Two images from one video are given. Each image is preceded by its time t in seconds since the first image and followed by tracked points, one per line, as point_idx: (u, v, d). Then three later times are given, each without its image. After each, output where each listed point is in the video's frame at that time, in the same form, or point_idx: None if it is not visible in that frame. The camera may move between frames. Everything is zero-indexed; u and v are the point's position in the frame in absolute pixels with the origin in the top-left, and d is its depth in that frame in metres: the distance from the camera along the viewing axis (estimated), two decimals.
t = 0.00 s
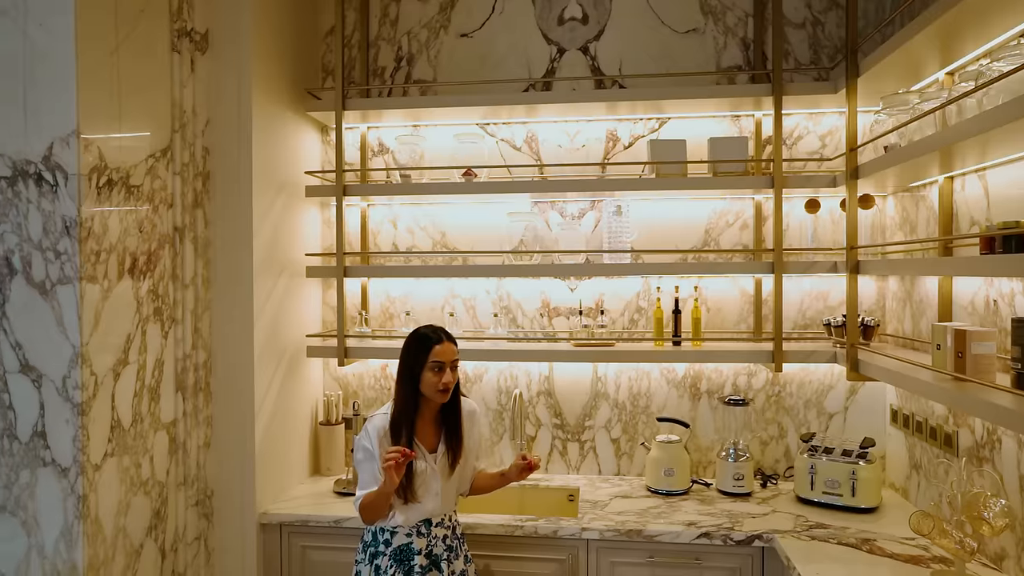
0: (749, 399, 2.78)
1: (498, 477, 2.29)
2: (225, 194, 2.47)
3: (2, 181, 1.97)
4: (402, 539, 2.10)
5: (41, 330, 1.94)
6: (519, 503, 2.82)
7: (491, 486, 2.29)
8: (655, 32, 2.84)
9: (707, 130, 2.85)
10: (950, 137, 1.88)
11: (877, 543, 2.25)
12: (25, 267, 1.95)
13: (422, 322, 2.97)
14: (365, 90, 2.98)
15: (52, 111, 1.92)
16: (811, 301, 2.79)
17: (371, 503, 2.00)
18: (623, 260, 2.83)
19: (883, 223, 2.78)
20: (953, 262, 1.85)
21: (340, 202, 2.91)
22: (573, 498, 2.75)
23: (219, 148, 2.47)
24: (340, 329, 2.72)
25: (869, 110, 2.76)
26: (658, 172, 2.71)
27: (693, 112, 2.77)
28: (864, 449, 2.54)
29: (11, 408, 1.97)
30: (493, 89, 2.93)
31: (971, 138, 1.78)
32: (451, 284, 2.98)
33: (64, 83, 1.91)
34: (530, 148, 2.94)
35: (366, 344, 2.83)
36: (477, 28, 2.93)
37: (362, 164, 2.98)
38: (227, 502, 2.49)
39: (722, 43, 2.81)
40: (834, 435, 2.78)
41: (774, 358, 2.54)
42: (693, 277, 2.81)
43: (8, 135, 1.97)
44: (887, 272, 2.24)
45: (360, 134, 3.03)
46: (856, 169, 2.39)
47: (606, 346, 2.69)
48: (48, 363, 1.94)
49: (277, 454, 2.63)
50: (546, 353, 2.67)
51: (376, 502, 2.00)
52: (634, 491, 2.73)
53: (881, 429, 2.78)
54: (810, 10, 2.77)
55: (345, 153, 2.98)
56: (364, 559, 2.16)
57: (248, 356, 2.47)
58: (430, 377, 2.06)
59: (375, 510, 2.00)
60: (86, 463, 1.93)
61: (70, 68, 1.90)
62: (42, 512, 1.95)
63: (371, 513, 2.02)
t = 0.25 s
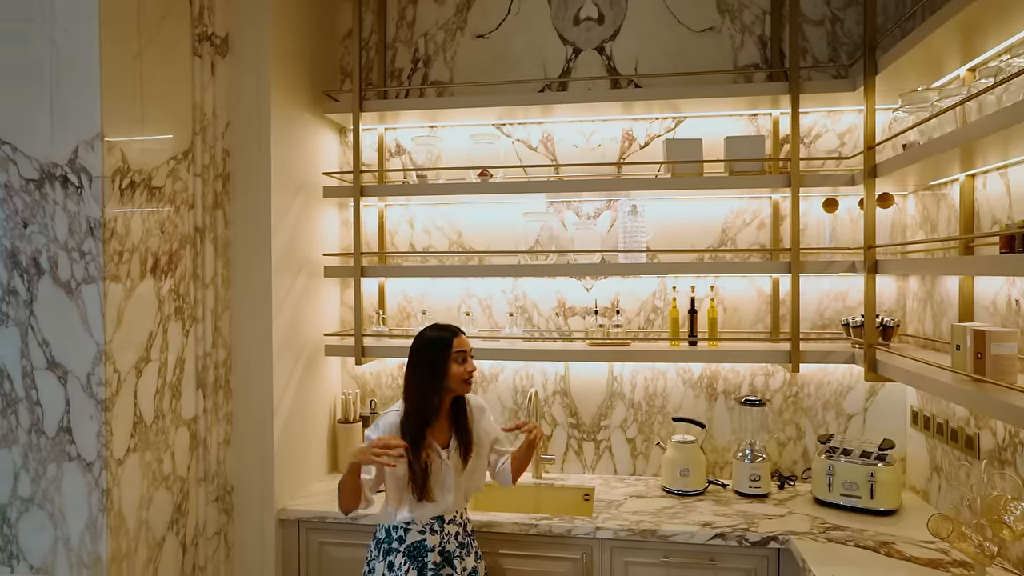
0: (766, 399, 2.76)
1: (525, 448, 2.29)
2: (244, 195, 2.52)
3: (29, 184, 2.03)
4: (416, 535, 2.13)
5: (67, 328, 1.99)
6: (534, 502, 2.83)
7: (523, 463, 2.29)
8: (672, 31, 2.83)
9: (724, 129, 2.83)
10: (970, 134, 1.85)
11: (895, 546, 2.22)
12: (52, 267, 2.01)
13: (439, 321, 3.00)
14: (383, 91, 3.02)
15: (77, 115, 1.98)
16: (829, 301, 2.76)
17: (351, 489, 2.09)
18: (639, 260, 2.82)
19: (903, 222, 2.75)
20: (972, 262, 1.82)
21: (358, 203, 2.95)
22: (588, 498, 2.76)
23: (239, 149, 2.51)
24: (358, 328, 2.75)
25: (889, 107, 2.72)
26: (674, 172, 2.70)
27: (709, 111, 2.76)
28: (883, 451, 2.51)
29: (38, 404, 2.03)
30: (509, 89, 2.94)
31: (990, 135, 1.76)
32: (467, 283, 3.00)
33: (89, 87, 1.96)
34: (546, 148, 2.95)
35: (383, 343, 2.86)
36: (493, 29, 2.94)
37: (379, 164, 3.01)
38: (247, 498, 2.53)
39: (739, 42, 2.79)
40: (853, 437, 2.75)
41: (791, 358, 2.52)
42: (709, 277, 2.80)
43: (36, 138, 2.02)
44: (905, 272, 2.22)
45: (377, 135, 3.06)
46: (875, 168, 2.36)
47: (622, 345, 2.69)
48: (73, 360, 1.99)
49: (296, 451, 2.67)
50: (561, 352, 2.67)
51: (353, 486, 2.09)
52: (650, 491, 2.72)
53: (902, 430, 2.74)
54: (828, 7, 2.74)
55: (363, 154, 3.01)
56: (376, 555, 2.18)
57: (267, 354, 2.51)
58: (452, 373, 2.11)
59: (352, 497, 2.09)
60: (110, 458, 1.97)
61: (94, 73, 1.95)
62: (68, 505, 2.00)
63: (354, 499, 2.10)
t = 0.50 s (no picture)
0: (782, 400, 2.73)
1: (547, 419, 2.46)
2: (262, 196, 2.56)
3: (53, 185, 2.08)
4: (429, 531, 2.14)
5: (89, 327, 2.04)
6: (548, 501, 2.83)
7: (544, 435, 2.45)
8: (687, 30, 2.82)
9: (740, 128, 2.81)
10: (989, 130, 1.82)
11: (913, 549, 2.18)
12: (74, 267, 2.06)
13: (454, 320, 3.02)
14: (399, 92, 3.04)
15: (99, 117, 2.02)
16: (847, 301, 2.73)
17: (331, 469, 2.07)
18: (654, 259, 2.81)
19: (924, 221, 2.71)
20: (990, 261, 1.79)
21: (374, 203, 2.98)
22: (602, 497, 2.75)
23: (257, 151, 2.55)
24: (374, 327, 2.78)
25: (909, 104, 2.68)
26: (689, 171, 2.68)
27: (725, 109, 2.74)
28: (901, 452, 2.47)
29: (62, 401, 2.08)
30: (523, 89, 2.95)
31: (1009, 132, 1.73)
32: (482, 283, 3.01)
33: (110, 91, 2.00)
34: (561, 148, 2.95)
35: (398, 342, 2.88)
36: (508, 29, 2.95)
37: (395, 165, 3.04)
38: (265, 494, 2.57)
39: (755, 39, 2.77)
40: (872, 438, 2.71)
41: (808, 359, 2.49)
42: (724, 277, 2.79)
43: (60, 141, 2.08)
44: (924, 271, 2.19)
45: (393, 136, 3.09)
46: (893, 165, 2.33)
47: (636, 345, 2.68)
48: (95, 358, 2.04)
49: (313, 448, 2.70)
50: (575, 351, 2.68)
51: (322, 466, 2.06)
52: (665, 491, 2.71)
53: (921, 433, 2.70)
54: (846, 3, 2.71)
55: (379, 155, 3.04)
56: (390, 553, 2.19)
57: (284, 353, 2.54)
58: (465, 369, 2.16)
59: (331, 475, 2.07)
60: (130, 453, 2.02)
61: (115, 76, 2.00)
62: (90, 499, 2.05)
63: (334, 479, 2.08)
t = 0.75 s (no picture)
0: (796, 400, 2.71)
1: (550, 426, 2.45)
2: (275, 196, 2.58)
3: (69, 186, 2.12)
4: (434, 527, 2.15)
5: (104, 325, 2.08)
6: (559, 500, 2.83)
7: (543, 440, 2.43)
8: (699, 27, 2.80)
9: (753, 126, 2.79)
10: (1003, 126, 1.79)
11: (928, 552, 2.14)
12: (90, 266, 2.09)
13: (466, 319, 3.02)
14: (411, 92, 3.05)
15: (114, 118, 2.06)
16: (862, 300, 2.70)
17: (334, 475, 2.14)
18: (665, 258, 2.80)
19: (941, 219, 2.67)
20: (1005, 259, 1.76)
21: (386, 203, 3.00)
22: (613, 497, 2.75)
23: (270, 151, 2.58)
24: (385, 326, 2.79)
25: (925, 100, 2.65)
26: (701, 169, 2.67)
27: (737, 107, 2.72)
28: (917, 454, 2.43)
29: (78, 397, 2.12)
30: (534, 88, 2.95)
31: None
32: (493, 282, 3.02)
33: (124, 92, 2.03)
34: (572, 147, 2.95)
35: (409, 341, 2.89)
36: (519, 29, 2.96)
37: (407, 164, 3.06)
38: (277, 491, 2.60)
39: (768, 36, 2.74)
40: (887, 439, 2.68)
41: (821, 359, 2.46)
42: (737, 276, 2.77)
43: (76, 142, 2.11)
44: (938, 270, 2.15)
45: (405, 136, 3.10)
46: (908, 163, 2.30)
47: (648, 344, 2.67)
48: (110, 355, 2.07)
49: (325, 446, 2.73)
50: (586, 350, 2.67)
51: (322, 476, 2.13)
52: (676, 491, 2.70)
53: (938, 434, 2.66)
54: None
55: (391, 155, 3.06)
56: (395, 549, 2.21)
57: (296, 351, 2.57)
58: (468, 371, 2.15)
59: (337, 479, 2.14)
60: (144, 449, 2.05)
61: (129, 78, 2.03)
62: (105, 494, 2.08)
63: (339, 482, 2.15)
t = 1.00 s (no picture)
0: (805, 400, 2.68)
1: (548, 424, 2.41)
2: (283, 195, 2.60)
3: (78, 185, 2.14)
4: (430, 524, 2.16)
5: (112, 323, 2.09)
6: (566, 500, 2.82)
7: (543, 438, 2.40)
8: (708, 24, 2.78)
9: (762, 123, 2.76)
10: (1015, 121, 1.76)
11: (940, 555, 2.11)
12: (99, 264, 2.11)
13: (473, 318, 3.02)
14: (419, 91, 3.05)
15: (122, 118, 2.07)
16: (873, 299, 2.67)
17: (333, 458, 2.03)
18: (673, 257, 2.78)
19: (954, 217, 2.63)
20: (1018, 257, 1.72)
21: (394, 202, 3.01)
22: (621, 497, 2.73)
23: (278, 150, 2.59)
24: (393, 325, 2.80)
25: (938, 97, 2.61)
26: (710, 167, 2.64)
27: (747, 104, 2.70)
28: (929, 455, 2.40)
29: (87, 395, 2.14)
30: (542, 87, 2.94)
31: None
32: (501, 281, 3.01)
33: (132, 92, 2.05)
34: (580, 145, 2.94)
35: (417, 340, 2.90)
36: (526, 27, 2.95)
37: (415, 164, 3.06)
38: (285, 488, 2.61)
39: (778, 33, 2.72)
40: (898, 440, 2.64)
41: (830, 358, 2.44)
42: (746, 274, 2.74)
43: (85, 141, 2.13)
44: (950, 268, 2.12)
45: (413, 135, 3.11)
46: (919, 159, 2.26)
47: (656, 343, 2.66)
48: (118, 353, 2.09)
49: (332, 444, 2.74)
50: (593, 349, 2.66)
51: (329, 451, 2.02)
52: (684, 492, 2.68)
53: (951, 436, 2.62)
54: None
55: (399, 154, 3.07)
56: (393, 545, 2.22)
57: (304, 350, 2.58)
58: (454, 365, 2.14)
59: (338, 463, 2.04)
60: (151, 446, 2.06)
61: (137, 78, 2.04)
62: (114, 490, 2.10)
63: (336, 469, 2.04)
